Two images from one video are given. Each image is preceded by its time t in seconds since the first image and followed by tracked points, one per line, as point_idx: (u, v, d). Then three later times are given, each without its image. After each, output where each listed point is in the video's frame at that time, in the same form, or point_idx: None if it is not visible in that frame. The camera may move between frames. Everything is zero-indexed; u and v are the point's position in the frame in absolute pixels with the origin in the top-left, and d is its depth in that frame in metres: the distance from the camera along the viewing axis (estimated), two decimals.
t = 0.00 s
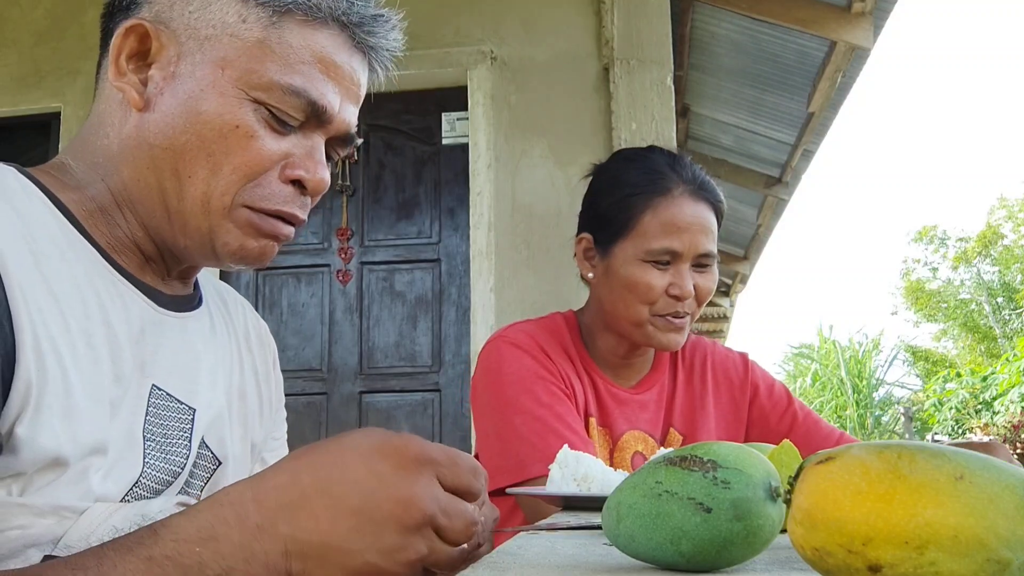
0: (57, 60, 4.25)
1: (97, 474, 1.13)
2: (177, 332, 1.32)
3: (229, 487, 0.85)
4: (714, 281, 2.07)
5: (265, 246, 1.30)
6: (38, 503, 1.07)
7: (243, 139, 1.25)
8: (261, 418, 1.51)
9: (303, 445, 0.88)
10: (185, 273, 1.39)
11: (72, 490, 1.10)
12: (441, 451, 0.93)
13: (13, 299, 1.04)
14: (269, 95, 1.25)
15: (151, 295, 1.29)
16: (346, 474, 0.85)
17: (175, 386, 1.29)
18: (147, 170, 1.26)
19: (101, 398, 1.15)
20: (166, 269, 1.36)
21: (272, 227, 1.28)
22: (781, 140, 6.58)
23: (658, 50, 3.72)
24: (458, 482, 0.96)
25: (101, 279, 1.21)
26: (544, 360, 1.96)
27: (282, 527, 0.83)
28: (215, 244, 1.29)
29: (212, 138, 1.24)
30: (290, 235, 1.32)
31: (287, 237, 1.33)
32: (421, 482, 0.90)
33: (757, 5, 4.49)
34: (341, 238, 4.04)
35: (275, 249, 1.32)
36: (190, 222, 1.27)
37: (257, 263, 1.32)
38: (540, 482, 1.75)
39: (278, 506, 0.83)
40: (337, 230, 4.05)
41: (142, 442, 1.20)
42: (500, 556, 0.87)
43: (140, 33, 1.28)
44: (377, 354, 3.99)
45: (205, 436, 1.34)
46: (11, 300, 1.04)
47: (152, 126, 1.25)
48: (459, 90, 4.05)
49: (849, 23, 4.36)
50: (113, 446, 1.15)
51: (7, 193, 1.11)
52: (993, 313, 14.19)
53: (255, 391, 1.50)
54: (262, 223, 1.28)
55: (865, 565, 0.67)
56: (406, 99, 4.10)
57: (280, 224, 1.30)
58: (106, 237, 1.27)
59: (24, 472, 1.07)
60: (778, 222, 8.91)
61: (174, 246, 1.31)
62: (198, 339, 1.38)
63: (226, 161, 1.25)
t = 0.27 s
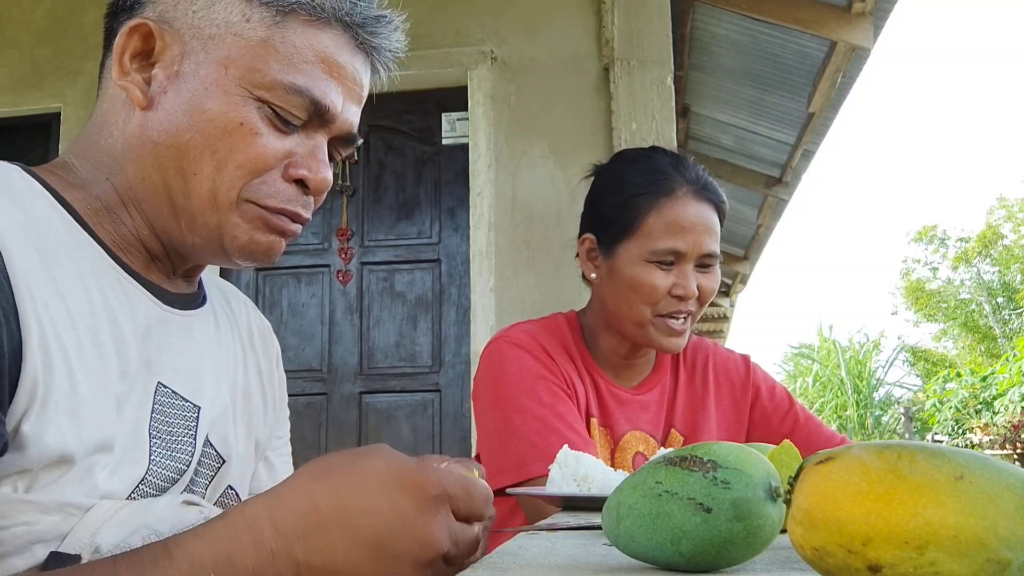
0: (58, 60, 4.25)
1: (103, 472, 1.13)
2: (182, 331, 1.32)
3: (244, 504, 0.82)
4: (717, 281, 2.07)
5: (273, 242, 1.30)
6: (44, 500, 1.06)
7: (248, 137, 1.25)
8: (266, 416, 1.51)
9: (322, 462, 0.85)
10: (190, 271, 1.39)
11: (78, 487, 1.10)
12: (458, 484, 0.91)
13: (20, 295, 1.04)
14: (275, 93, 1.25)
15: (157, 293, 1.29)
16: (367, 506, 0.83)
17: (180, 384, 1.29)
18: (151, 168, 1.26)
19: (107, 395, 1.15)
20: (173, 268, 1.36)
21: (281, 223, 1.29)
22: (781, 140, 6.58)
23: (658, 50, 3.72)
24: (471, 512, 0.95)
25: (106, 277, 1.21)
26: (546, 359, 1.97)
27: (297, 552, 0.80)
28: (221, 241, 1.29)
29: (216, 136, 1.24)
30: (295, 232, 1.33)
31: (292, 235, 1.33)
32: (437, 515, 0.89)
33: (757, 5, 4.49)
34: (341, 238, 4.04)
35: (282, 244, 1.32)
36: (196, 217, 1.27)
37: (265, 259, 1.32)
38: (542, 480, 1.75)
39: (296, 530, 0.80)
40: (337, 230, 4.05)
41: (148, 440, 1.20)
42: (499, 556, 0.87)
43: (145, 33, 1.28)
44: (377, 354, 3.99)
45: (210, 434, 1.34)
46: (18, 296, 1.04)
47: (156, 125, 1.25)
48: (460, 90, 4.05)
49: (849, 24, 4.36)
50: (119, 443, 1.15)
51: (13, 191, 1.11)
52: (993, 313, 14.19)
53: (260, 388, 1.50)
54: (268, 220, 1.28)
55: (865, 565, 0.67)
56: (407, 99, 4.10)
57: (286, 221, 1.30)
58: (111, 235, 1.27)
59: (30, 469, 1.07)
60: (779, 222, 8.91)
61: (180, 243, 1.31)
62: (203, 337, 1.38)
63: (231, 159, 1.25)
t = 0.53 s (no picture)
0: (57, 60, 4.25)
1: (104, 472, 1.12)
2: (186, 330, 1.32)
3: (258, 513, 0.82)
4: (719, 283, 2.08)
5: (271, 243, 1.30)
6: (46, 499, 1.05)
7: (250, 135, 1.25)
8: (269, 417, 1.51)
9: (339, 477, 0.84)
10: (192, 270, 1.39)
11: (81, 486, 1.10)
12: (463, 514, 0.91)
13: (23, 293, 1.04)
14: (277, 91, 1.25)
15: (159, 293, 1.29)
16: (376, 533, 0.83)
17: (184, 384, 1.29)
18: (152, 166, 1.26)
19: (111, 393, 1.15)
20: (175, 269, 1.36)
21: (278, 224, 1.29)
22: (781, 140, 6.58)
23: (658, 50, 3.72)
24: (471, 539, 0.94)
25: (110, 277, 1.21)
26: (549, 359, 1.97)
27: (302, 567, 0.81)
28: (220, 242, 1.29)
29: (218, 134, 1.24)
30: (294, 233, 1.33)
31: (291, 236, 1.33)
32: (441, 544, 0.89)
33: (757, 5, 4.49)
34: (341, 238, 4.04)
35: (281, 245, 1.32)
36: (196, 217, 1.27)
37: (263, 259, 1.32)
38: (542, 480, 1.75)
39: (305, 549, 0.81)
40: (337, 230, 4.05)
41: (151, 440, 1.20)
42: (499, 556, 0.87)
43: (150, 31, 1.28)
44: (378, 354, 3.99)
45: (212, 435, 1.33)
46: (21, 295, 1.04)
47: (158, 122, 1.25)
48: (460, 90, 4.05)
49: (849, 24, 4.36)
50: (122, 443, 1.15)
51: (17, 190, 1.11)
52: (993, 313, 14.19)
53: (263, 388, 1.50)
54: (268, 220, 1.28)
55: (865, 565, 0.67)
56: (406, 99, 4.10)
57: (286, 221, 1.30)
58: (112, 234, 1.27)
59: (32, 468, 1.07)
60: (779, 222, 8.91)
61: (181, 244, 1.31)
62: (206, 337, 1.38)
63: (232, 157, 1.25)
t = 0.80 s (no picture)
0: (58, 60, 4.25)
1: (106, 475, 1.12)
2: (188, 333, 1.33)
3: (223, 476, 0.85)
4: (719, 283, 2.08)
5: (277, 242, 1.30)
6: (47, 504, 1.06)
7: (255, 135, 1.24)
8: (269, 420, 1.50)
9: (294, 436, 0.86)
10: (198, 274, 1.38)
11: (83, 489, 1.09)
12: (429, 442, 0.88)
13: (25, 296, 1.04)
14: (284, 92, 1.26)
15: (162, 295, 1.29)
16: (335, 474, 0.84)
17: (185, 386, 1.29)
18: (158, 166, 1.26)
19: (113, 397, 1.15)
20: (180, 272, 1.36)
21: (286, 223, 1.29)
22: (780, 140, 6.58)
23: (658, 50, 3.72)
24: (454, 472, 0.90)
25: (111, 278, 1.21)
26: (549, 359, 1.97)
27: (276, 517, 0.83)
28: (224, 243, 1.29)
29: (224, 134, 1.24)
30: (302, 233, 1.32)
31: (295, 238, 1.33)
32: (411, 476, 0.87)
33: (757, 5, 4.49)
34: (341, 238, 4.04)
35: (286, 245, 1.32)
36: (200, 218, 1.27)
37: (269, 260, 1.31)
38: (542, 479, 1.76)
39: (274, 498, 0.83)
40: (337, 230, 4.05)
41: (153, 442, 1.19)
42: (499, 557, 0.87)
43: (156, 32, 1.28)
44: (377, 354, 3.99)
45: (215, 437, 1.33)
46: (23, 298, 1.04)
47: (164, 123, 1.25)
48: (460, 90, 4.05)
49: (849, 24, 4.36)
50: (124, 446, 1.15)
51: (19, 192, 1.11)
52: (994, 313, 14.17)
53: (262, 392, 1.50)
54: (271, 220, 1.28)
55: (865, 565, 0.67)
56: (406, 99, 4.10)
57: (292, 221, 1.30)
58: (117, 236, 1.27)
59: (34, 473, 1.06)
60: (778, 222, 8.91)
61: (185, 247, 1.31)
62: (208, 340, 1.38)
63: (237, 158, 1.25)
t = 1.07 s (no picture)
0: (57, 60, 4.25)
1: (103, 477, 1.12)
2: (187, 334, 1.33)
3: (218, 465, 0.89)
4: (706, 276, 2.08)
5: (281, 241, 1.30)
6: (44, 506, 1.06)
7: (259, 135, 1.25)
8: (268, 423, 1.50)
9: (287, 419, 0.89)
10: (198, 275, 1.38)
11: (81, 491, 1.09)
12: (412, 422, 0.87)
13: (22, 298, 1.04)
14: (286, 93, 1.25)
15: (160, 298, 1.29)
16: (317, 454, 0.85)
17: (184, 388, 1.29)
18: (161, 166, 1.26)
19: (110, 399, 1.14)
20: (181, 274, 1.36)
21: (290, 223, 1.28)
22: (780, 140, 6.58)
23: (658, 50, 3.72)
24: (442, 453, 0.88)
25: (110, 280, 1.20)
26: (551, 356, 1.98)
27: (267, 501, 0.86)
28: (230, 239, 1.29)
29: (227, 134, 1.24)
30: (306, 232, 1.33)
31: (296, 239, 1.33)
32: (394, 456, 0.87)
33: (757, 5, 4.49)
34: (341, 238, 4.04)
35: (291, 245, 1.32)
36: (206, 217, 1.27)
37: (274, 258, 1.31)
38: (542, 476, 1.74)
39: (261, 483, 0.86)
40: (336, 230, 4.05)
41: (150, 444, 1.19)
42: (499, 556, 0.87)
43: (160, 32, 1.28)
44: (377, 354, 3.99)
45: (213, 438, 1.33)
46: (20, 300, 1.03)
47: (167, 123, 1.25)
48: (460, 90, 4.05)
49: (849, 24, 4.36)
50: (121, 448, 1.14)
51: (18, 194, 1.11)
52: (994, 313, 14.18)
53: (260, 394, 1.50)
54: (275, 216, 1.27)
55: (865, 565, 0.67)
56: (406, 99, 4.09)
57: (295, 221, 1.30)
58: (118, 237, 1.26)
59: (31, 476, 1.06)
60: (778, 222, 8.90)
61: (188, 245, 1.30)
62: (207, 341, 1.38)
63: (242, 158, 1.25)
